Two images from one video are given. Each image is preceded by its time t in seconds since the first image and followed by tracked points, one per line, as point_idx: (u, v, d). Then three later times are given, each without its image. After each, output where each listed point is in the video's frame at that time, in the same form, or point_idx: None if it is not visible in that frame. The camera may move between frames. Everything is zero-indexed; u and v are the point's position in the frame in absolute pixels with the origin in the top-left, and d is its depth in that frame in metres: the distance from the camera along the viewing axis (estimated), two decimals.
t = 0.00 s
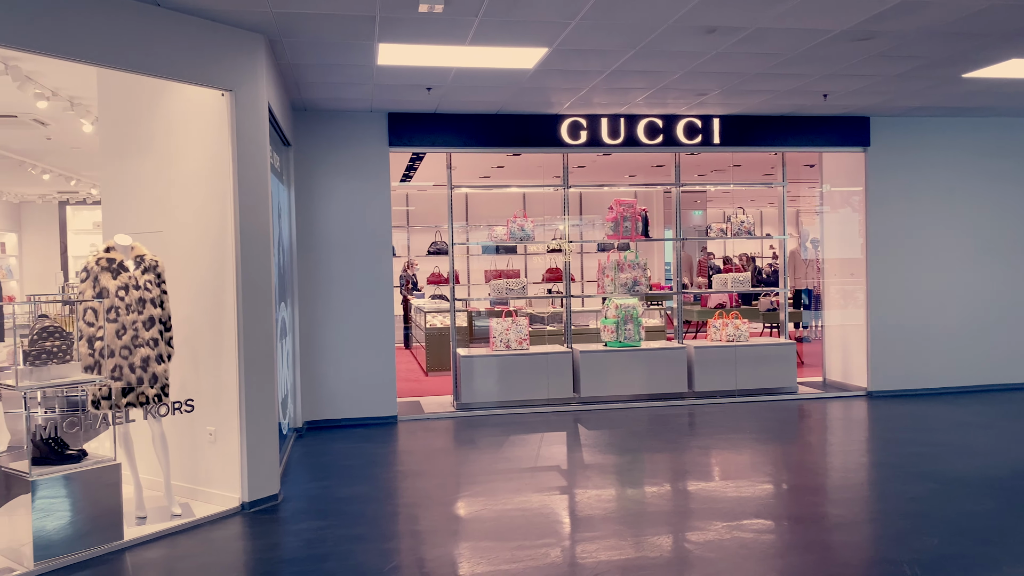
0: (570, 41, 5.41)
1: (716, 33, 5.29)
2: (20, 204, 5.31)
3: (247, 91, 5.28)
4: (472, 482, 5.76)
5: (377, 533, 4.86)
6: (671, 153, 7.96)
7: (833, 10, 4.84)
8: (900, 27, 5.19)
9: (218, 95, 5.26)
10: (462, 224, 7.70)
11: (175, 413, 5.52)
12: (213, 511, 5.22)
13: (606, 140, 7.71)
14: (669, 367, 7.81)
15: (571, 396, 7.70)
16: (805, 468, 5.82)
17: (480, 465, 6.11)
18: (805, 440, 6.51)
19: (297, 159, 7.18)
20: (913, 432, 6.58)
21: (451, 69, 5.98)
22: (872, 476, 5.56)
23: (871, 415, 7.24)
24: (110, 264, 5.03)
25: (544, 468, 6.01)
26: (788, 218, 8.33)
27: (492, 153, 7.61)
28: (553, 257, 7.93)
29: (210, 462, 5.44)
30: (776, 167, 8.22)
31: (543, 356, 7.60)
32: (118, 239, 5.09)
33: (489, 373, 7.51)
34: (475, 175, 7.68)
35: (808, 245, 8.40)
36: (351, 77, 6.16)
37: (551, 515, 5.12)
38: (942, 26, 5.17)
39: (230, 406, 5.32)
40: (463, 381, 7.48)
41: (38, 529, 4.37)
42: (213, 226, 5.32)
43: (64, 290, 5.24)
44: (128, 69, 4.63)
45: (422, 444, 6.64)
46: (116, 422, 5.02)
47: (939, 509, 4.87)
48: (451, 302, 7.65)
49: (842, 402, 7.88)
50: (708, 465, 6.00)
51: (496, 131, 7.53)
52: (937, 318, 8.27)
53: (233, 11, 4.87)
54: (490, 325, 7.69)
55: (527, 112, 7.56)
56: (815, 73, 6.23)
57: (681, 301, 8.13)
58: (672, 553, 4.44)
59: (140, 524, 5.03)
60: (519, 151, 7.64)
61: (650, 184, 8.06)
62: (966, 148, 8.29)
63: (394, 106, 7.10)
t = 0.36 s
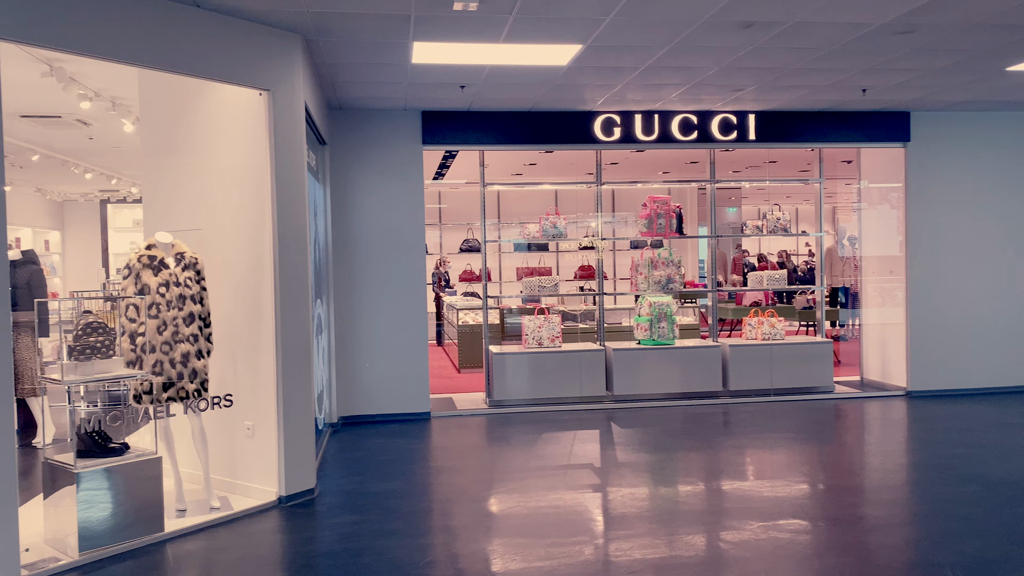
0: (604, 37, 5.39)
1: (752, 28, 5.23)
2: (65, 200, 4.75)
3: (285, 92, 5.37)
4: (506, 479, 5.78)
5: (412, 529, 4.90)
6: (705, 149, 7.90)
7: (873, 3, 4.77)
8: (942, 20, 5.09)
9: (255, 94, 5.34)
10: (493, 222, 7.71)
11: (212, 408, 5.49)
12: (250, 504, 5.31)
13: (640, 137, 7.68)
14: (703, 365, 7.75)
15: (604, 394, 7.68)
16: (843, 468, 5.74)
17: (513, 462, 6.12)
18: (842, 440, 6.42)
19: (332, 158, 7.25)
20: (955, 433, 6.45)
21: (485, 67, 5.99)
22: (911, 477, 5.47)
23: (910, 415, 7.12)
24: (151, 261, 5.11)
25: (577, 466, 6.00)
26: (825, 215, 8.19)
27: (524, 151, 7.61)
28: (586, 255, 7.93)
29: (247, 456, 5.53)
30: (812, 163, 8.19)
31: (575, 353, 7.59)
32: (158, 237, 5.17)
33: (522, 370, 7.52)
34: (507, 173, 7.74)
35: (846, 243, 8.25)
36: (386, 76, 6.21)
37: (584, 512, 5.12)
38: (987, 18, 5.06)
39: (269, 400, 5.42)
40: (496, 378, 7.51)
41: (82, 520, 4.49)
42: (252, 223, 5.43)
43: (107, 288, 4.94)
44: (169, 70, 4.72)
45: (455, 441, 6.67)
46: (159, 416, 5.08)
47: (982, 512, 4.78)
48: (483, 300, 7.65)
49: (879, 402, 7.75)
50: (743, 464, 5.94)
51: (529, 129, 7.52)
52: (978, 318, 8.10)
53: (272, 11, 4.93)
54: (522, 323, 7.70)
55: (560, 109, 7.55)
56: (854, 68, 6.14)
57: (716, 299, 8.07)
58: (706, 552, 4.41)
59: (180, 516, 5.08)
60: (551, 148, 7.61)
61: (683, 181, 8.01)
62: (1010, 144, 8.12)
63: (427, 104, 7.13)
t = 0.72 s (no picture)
0: (643, 33, 5.34)
1: (794, 21, 5.15)
2: (111, 200, 5.17)
3: (325, 91, 5.43)
4: (545, 477, 5.78)
5: (452, 525, 4.91)
6: (746, 145, 7.81)
7: None
8: (993, 10, 4.95)
9: (297, 94, 5.40)
10: (530, 219, 7.69)
11: (256, 403, 5.67)
12: (292, 499, 5.38)
13: (679, 133, 7.62)
14: (743, 364, 7.65)
15: (642, 392, 7.64)
16: (887, 469, 5.63)
17: (552, 460, 6.11)
18: (886, 440, 6.30)
19: (370, 157, 7.30)
20: (1004, 434, 6.29)
21: (523, 64, 5.99)
22: (959, 479, 5.34)
23: (957, 416, 6.96)
24: (196, 259, 5.18)
25: (615, 465, 5.97)
26: (869, 211, 8.00)
27: (561, 147, 7.56)
28: (621, 252, 7.87)
29: (289, 451, 5.61)
30: (855, 158, 7.98)
31: (613, 352, 7.54)
32: (202, 235, 5.26)
33: (559, 368, 7.50)
34: (543, 170, 7.69)
35: (890, 239, 8.18)
36: (424, 74, 6.23)
37: (623, 511, 5.09)
38: None
39: (309, 396, 5.48)
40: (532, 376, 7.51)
41: (129, 512, 4.57)
42: (294, 223, 5.50)
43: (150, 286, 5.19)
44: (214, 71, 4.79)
45: (493, 438, 6.69)
46: (202, 411, 5.17)
47: None
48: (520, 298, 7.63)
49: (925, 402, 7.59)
50: (783, 464, 5.86)
51: (567, 126, 7.49)
52: None
53: (314, 11, 4.98)
54: (559, 320, 7.72)
55: (599, 105, 7.52)
56: (899, 60, 6.01)
57: (756, 297, 8.00)
58: (747, 553, 4.35)
59: (224, 509, 5.22)
60: (589, 144, 7.57)
61: (723, 177, 7.93)
62: None
63: (466, 102, 7.15)
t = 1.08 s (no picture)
0: (685, 27, 5.29)
1: (840, 13, 5.05)
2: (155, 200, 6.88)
3: (366, 90, 5.46)
4: (585, 475, 5.76)
5: (492, 521, 4.92)
6: (790, 140, 7.69)
7: None
8: None
9: (338, 93, 5.45)
10: (569, 217, 7.71)
11: (299, 399, 5.75)
12: (335, 494, 5.45)
13: (721, 128, 7.52)
14: (786, 362, 7.56)
15: (683, 391, 7.57)
16: (937, 471, 5.50)
17: (592, 458, 6.09)
18: (935, 441, 6.14)
19: (410, 155, 7.35)
20: None
21: (563, 60, 5.97)
22: (1012, 481, 5.18)
23: (1009, 417, 6.77)
24: (241, 257, 5.25)
25: (657, 463, 5.93)
26: (917, 207, 7.89)
27: (602, 144, 7.57)
28: (661, 249, 7.79)
29: (332, 447, 5.67)
30: (903, 153, 7.82)
31: (654, 349, 7.51)
32: (248, 233, 5.31)
33: (599, 365, 7.49)
34: (583, 167, 7.69)
35: (939, 235, 7.99)
36: (465, 73, 6.26)
37: (664, 510, 5.05)
38: None
39: (352, 392, 5.55)
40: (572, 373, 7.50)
41: (177, 505, 4.67)
42: (337, 220, 5.56)
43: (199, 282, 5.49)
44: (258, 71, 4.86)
45: (532, 436, 6.69)
46: (248, 406, 5.24)
47: None
48: (559, 295, 7.67)
49: (976, 403, 7.40)
50: (828, 464, 5.76)
51: (608, 122, 7.48)
52: None
53: (357, 11, 5.03)
54: (598, 318, 7.62)
55: (639, 101, 7.48)
56: (949, 51, 5.86)
57: (800, 294, 7.89)
58: (791, 554, 4.28)
59: (268, 503, 5.29)
60: (629, 141, 7.56)
61: (766, 172, 7.79)
62: None
63: (506, 100, 7.17)
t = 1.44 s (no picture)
0: (720, 20, 5.23)
1: (879, 4, 4.96)
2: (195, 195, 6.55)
3: (400, 87, 5.48)
4: (617, 471, 5.74)
5: (525, 516, 4.93)
6: (827, 134, 7.62)
7: None
8: None
9: (373, 90, 5.49)
10: (600, 212, 7.62)
11: (335, 393, 5.88)
12: (369, 487, 5.50)
13: (756, 122, 7.47)
14: (821, 359, 7.48)
15: (717, 388, 7.53)
16: (978, 471, 5.38)
17: (624, 455, 6.07)
18: (976, 441, 6.02)
19: (443, 152, 7.39)
20: None
21: (596, 55, 5.94)
22: None
23: None
24: (277, 252, 5.29)
25: (690, 460, 5.90)
26: (959, 201, 7.71)
27: (635, 138, 7.53)
28: (695, 245, 7.72)
29: (366, 440, 5.73)
30: (944, 146, 7.63)
31: (687, 346, 7.48)
32: (284, 229, 5.34)
33: (631, 361, 7.49)
34: (614, 161, 7.63)
35: (981, 231, 7.90)
36: (497, 68, 6.26)
37: (697, 508, 5.02)
38: None
39: (385, 386, 5.59)
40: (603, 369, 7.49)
41: (216, 496, 4.74)
42: (371, 216, 5.60)
43: (234, 277, 5.79)
44: (294, 69, 4.92)
45: (564, 431, 6.69)
46: (284, 399, 5.31)
47: None
48: (590, 291, 7.60)
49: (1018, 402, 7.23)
50: (865, 463, 5.68)
51: (642, 117, 7.45)
52: None
53: (393, 8, 5.06)
54: (632, 314, 7.62)
55: (672, 96, 7.44)
56: (992, 42, 5.72)
57: (837, 291, 7.75)
58: (827, 554, 4.23)
59: (304, 496, 5.36)
60: (662, 136, 7.53)
61: (801, 167, 7.72)
62: None
63: (539, 95, 7.18)
